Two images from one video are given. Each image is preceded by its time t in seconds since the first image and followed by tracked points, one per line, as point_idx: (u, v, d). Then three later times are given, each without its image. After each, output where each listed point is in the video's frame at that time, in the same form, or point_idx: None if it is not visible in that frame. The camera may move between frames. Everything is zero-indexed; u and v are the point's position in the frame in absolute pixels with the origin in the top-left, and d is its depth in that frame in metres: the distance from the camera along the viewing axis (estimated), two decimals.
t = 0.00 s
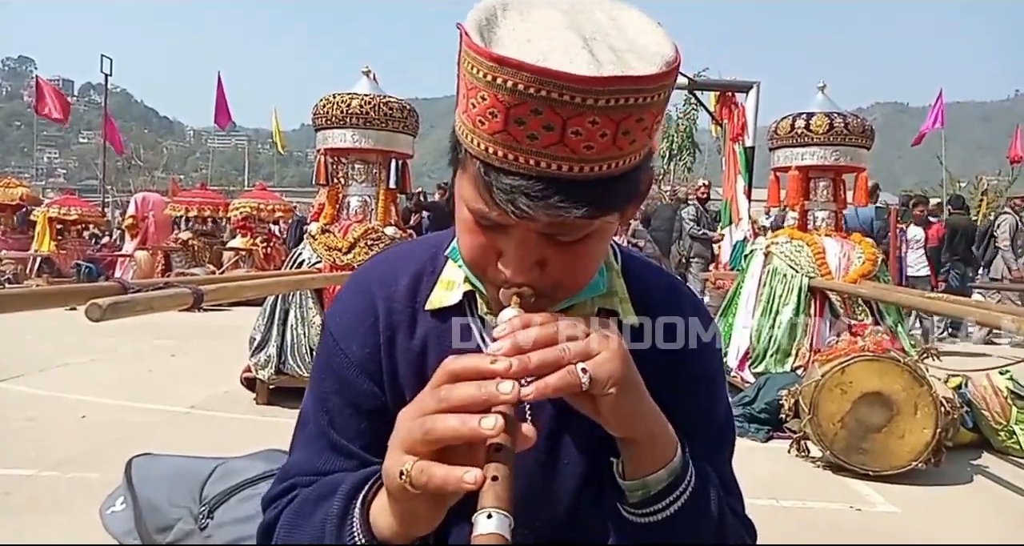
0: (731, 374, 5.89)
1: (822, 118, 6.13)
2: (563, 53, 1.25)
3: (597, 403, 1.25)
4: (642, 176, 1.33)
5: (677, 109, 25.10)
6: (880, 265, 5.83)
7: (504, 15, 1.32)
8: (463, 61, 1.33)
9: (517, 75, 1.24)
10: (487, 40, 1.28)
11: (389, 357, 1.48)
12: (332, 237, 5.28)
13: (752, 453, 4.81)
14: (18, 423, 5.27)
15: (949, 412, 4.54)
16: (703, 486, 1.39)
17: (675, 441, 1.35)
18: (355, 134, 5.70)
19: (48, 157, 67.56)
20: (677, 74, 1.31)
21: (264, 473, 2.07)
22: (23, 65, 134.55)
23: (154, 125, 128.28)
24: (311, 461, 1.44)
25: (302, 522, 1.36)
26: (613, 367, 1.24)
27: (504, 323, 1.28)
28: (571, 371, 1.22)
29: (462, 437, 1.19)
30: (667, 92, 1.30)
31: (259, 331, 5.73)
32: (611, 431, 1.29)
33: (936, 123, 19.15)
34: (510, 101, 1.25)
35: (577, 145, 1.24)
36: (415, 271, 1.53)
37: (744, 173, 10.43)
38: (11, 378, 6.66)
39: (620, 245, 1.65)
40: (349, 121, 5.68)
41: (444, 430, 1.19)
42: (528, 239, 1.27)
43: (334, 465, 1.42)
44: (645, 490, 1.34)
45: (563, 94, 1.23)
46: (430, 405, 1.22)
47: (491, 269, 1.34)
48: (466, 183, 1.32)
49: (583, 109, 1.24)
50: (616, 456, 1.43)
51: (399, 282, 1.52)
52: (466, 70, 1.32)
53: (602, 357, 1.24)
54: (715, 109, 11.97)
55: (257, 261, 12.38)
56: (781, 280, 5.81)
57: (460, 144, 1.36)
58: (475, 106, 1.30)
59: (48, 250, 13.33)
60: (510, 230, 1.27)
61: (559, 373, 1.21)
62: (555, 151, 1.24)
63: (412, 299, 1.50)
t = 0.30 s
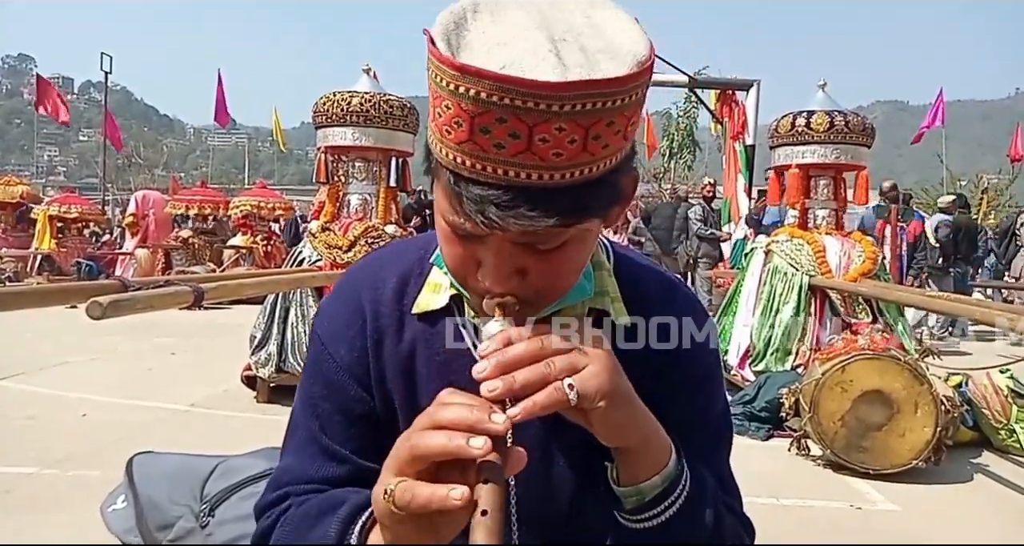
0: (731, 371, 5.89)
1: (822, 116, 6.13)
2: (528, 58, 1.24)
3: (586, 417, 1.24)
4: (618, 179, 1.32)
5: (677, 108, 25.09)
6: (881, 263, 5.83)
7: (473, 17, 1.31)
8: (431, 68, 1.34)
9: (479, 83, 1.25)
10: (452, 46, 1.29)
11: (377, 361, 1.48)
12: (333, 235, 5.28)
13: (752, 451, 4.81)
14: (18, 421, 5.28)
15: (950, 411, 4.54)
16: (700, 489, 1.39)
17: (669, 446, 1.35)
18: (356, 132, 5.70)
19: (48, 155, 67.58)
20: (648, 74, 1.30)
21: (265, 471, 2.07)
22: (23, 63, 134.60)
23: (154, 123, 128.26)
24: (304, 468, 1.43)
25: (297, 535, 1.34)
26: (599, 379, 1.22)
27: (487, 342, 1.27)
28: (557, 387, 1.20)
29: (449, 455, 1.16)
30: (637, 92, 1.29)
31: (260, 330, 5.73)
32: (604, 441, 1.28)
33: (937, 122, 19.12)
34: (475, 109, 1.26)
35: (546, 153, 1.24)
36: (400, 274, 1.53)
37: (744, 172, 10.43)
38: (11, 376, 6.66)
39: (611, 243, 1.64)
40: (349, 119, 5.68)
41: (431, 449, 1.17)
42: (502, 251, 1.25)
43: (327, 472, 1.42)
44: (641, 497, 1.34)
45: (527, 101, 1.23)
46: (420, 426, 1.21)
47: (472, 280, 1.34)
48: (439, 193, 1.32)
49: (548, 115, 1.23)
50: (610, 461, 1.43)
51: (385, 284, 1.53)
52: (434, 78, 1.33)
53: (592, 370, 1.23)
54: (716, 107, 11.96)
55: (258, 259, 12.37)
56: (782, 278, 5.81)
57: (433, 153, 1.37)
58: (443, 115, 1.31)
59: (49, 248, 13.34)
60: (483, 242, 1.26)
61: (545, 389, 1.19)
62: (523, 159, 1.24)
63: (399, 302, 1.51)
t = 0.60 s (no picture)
0: (729, 370, 5.98)
1: (820, 118, 6.22)
2: (510, 75, 1.26)
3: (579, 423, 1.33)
4: (602, 188, 1.35)
5: (678, 109, 25.15)
6: (878, 264, 5.90)
7: (458, 29, 1.32)
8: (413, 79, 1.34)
9: (459, 100, 1.25)
10: (435, 59, 1.29)
11: (372, 363, 1.56)
12: (337, 237, 5.37)
13: (748, 449, 4.89)
14: (27, 419, 5.36)
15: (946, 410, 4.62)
16: (695, 488, 1.47)
17: (662, 447, 1.43)
18: (360, 135, 5.78)
19: (51, 156, 67.77)
20: (633, 85, 1.31)
21: (270, 469, 2.15)
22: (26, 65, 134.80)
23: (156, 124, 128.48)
24: (301, 472, 1.52)
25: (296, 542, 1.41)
26: (590, 387, 1.31)
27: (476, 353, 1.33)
28: (548, 397, 1.28)
29: (450, 482, 1.25)
30: (621, 106, 1.30)
31: (264, 329, 5.81)
32: (600, 447, 1.37)
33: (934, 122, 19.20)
34: (455, 126, 1.27)
35: (528, 169, 1.27)
36: (396, 278, 1.61)
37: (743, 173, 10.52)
38: (18, 375, 6.75)
39: (604, 245, 1.72)
40: (353, 122, 5.77)
41: (431, 477, 1.26)
42: (489, 262, 1.33)
43: (326, 475, 1.50)
44: (636, 496, 1.42)
45: (508, 119, 1.25)
46: (416, 453, 1.28)
47: (463, 286, 1.42)
48: (428, 205, 1.39)
49: (530, 134, 1.25)
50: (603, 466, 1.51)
51: (381, 286, 1.61)
52: (415, 88, 1.33)
53: (583, 378, 1.31)
54: (715, 108, 12.05)
55: (261, 260, 12.46)
56: (779, 278, 5.89)
57: (419, 162, 1.40)
58: (425, 129, 1.32)
59: (53, 248, 13.43)
60: (471, 253, 1.34)
61: (538, 400, 1.28)
62: (504, 176, 1.28)
63: (394, 306, 1.58)
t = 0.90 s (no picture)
0: (733, 374, 5.93)
1: (825, 119, 6.13)
2: (494, 85, 1.17)
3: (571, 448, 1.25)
4: (594, 200, 1.27)
5: (680, 110, 25.06)
6: (883, 266, 5.81)
7: (438, 33, 1.24)
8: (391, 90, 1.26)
9: (439, 115, 1.17)
10: (414, 71, 1.22)
11: (360, 373, 1.48)
12: (335, 239, 5.30)
13: (753, 454, 4.81)
14: (22, 424, 5.29)
15: (952, 415, 4.54)
16: (696, 505, 1.39)
17: (660, 469, 1.35)
18: (359, 135, 5.71)
19: (52, 158, 67.77)
20: (624, 93, 1.23)
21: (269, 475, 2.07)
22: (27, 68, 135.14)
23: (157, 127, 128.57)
24: (288, 486, 1.44)
25: None
26: (580, 409, 1.23)
27: (463, 377, 1.28)
28: (535, 422, 1.21)
29: (430, 513, 1.17)
30: (612, 114, 1.21)
31: (262, 332, 5.73)
32: (595, 470, 1.29)
33: (939, 122, 19.08)
34: (436, 141, 1.19)
35: (513, 185, 1.18)
36: (382, 287, 1.53)
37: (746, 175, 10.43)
38: (14, 379, 6.68)
39: (600, 246, 1.63)
40: (352, 123, 5.70)
41: (411, 508, 1.18)
42: (474, 279, 1.24)
43: (313, 488, 1.43)
44: (633, 518, 1.34)
45: (492, 132, 1.16)
46: (399, 479, 1.21)
47: (448, 303, 1.33)
48: (409, 220, 1.29)
49: (514, 147, 1.16)
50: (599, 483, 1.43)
51: (367, 295, 1.53)
52: (395, 101, 1.25)
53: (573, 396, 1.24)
54: (717, 110, 11.98)
55: (260, 261, 12.39)
56: (784, 281, 5.81)
57: (401, 175, 1.31)
58: (405, 143, 1.23)
59: (53, 251, 13.37)
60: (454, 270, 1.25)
61: (524, 425, 1.20)
62: (488, 192, 1.19)
63: (381, 315, 1.50)
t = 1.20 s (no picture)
0: (736, 374, 5.97)
1: (827, 118, 6.12)
2: (500, 83, 1.18)
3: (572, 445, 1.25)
4: (599, 195, 1.28)
5: (682, 109, 25.07)
6: (885, 265, 5.80)
7: (439, 34, 1.24)
8: (396, 90, 1.27)
9: (448, 113, 1.18)
10: (418, 71, 1.22)
11: (364, 369, 1.48)
12: (337, 239, 5.31)
13: (755, 454, 4.81)
14: (25, 424, 5.29)
15: (955, 414, 4.53)
16: (698, 505, 1.39)
17: (661, 469, 1.34)
18: (360, 136, 5.71)
19: (55, 159, 67.85)
20: (627, 89, 1.24)
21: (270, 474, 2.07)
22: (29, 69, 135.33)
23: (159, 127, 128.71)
24: (293, 480, 1.44)
25: None
26: (582, 407, 1.22)
27: (465, 372, 1.27)
28: (536, 417, 1.20)
29: (430, 501, 1.18)
30: (616, 109, 1.22)
31: (264, 333, 5.73)
32: (596, 468, 1.28)
33: (941, 120, 19.05)
34: (445, 138, 1.20)
35: (522, 181, 1.19)
36: (385, 286, 1.54)
37: (748, 175, 10.42)
38: (17, 379, 6.68)
39: (598, 244, 1.64)
40: (353, 123, 5.70)
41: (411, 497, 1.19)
42: (481, 276, 1.25)
43: (317, 482, 1.43)
44: (634, 518, 1.34)
45: (501, 129, 1.17)
46: (399, 469, 1.22)
47: (453, 300, 1.33)
48: (414, 219, 1.30)
49: (523, 143, 1.18)
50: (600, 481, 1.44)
51: (370, 294, 1.53)
52: (399, 101, 1.25)
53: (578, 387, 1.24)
54: (719, 109, 11.97)
55: (261, 262, 12.40)
56: (786, 281, 5.81)
57: (404, 175, 1.32)
58: (412, 142, 1.24)
59: (55, 251, 13.38)
60: (461, 268, 1.25)
61: (525, 419, 1.20)
62: (496, 189, 1.20)
63: (384, 312, 1.51)
